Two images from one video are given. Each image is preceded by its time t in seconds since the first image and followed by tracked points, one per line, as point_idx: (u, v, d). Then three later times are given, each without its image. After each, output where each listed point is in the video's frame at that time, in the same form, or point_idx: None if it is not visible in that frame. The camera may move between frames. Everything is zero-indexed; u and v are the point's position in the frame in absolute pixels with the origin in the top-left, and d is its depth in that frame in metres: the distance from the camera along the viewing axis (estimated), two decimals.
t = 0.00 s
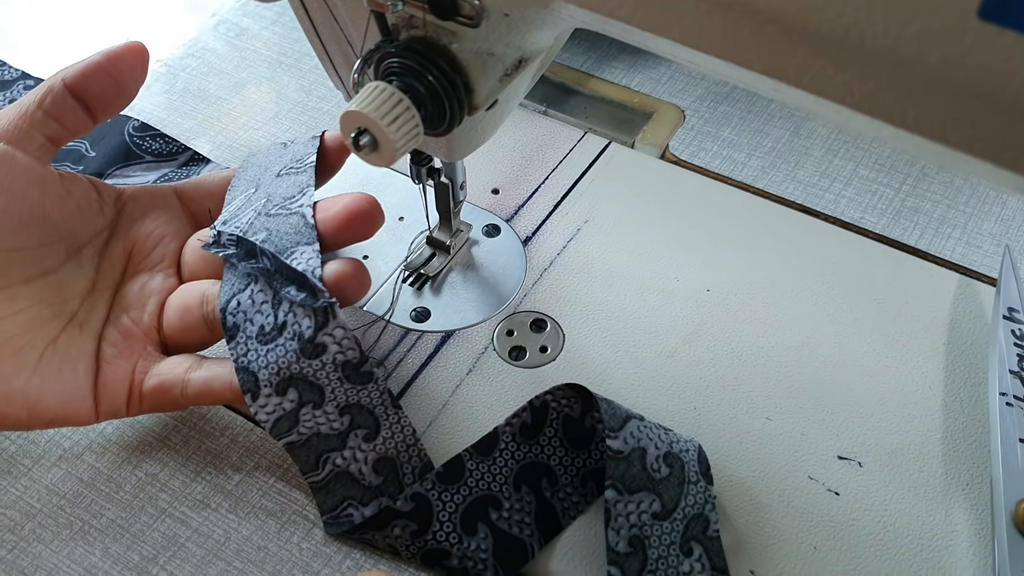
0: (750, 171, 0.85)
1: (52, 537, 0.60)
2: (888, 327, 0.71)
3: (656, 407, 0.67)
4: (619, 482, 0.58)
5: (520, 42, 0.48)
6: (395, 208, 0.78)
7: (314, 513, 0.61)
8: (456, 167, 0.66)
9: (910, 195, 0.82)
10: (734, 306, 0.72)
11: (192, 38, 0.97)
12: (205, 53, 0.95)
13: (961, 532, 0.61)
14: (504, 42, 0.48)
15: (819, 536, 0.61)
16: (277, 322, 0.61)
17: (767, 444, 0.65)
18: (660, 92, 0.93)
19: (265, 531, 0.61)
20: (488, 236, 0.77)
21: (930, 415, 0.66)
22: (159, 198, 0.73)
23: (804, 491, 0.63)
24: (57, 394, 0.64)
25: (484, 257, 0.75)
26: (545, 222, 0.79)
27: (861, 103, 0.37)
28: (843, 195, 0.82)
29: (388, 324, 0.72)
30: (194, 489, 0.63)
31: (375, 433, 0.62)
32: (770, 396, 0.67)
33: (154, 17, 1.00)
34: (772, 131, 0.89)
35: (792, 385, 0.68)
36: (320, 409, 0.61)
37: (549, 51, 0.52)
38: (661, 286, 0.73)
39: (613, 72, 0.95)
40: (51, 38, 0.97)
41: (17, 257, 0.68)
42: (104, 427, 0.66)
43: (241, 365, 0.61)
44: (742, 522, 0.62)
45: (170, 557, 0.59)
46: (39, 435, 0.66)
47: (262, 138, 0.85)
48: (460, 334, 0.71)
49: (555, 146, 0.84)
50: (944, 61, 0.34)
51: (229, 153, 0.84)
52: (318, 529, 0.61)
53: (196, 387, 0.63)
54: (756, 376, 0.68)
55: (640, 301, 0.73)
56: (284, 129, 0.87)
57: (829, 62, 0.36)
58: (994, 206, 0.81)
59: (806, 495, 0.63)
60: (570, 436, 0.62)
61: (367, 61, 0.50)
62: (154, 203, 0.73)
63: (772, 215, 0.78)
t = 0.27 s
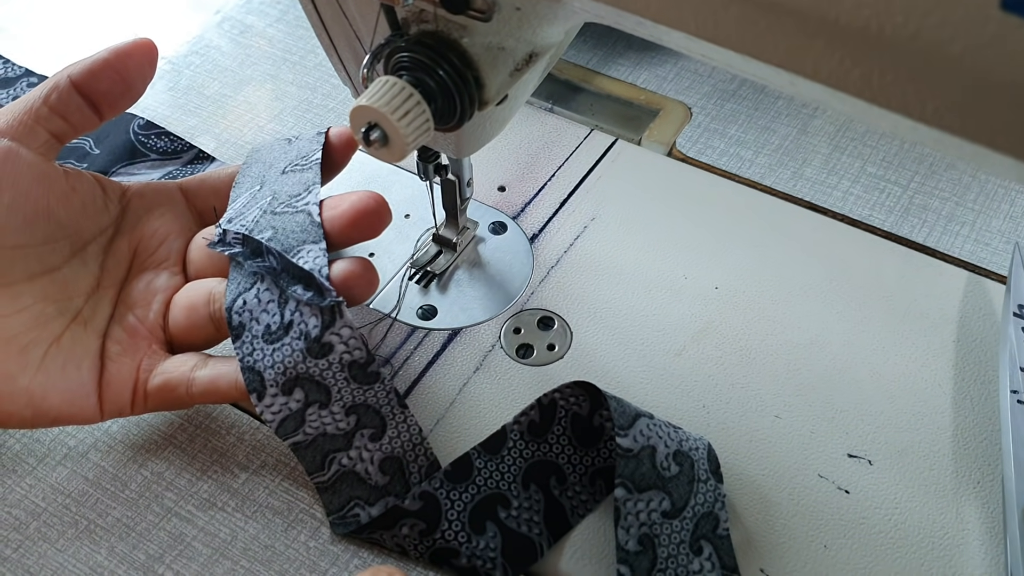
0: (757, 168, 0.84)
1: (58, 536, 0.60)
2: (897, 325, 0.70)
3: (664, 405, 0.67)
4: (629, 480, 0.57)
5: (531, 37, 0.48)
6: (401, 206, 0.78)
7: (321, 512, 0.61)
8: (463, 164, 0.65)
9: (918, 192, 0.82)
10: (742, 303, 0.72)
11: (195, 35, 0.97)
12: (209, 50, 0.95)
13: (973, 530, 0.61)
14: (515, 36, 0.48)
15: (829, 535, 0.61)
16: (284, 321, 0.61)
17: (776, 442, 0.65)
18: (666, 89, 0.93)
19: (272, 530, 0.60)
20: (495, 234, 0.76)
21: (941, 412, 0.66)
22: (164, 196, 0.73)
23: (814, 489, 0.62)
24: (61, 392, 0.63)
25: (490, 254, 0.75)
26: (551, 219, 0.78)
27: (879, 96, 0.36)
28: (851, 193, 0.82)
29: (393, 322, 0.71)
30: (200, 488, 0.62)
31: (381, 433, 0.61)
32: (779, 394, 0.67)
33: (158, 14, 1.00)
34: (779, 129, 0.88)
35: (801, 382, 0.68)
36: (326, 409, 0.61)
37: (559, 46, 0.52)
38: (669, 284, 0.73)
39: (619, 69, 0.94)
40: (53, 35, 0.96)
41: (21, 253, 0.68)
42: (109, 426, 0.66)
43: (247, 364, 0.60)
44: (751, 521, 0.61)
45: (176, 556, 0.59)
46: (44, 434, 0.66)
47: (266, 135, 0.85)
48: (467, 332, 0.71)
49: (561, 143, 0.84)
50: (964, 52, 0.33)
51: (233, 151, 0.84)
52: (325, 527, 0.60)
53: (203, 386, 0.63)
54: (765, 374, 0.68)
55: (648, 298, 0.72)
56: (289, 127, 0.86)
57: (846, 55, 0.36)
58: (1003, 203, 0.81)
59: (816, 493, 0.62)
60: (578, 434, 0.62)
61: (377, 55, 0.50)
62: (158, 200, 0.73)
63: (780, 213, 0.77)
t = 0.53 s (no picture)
0: (758, 164, 0.84)
1: (52, 535, 0.59)
2: (900, 321, 0.70)
3: (665, 402, 0.66)
4: (630, 478, 0.57)
5: (531, 28, 0.48)
6: (400, 202, 0.77)
7: (318, 511, 0.60)
8: (462, 159, 0.65)
9: (921, 188, 0.81)
10: (744, 300, 0.71)
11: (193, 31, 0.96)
12: (206, 46, 0.94)
13: (977, 529, 0.60)
14: (515, 28, 0.47)
15: (832, 533, 0.60)
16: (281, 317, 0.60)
17: (779, 440, 0.64)
18: (667, 84, 0.92)
19: (269, 529, 0.59)
20: (494, 230, 0.76)
21: (944, 410, 0.65)
22: (160, 189, 0.72)
23: (817, 488, 0.62)
24: (57, 390, 0.62)
25: (490, 251, 0.74)
26: (551, 215, 0.77)
27: (885, 86, 0.36)
28: (853, 188, 0.81)
29: (392, 319, 0.71)
30: (196, 487, 0.62)
31: (380, 430, 0.61)
32: (781, 391, 0.66)
33: (154, 9, 0.99)
34: (781, 124, 0.88)
35: (804, 380, 0.67)
36: (325, 406, 0.60)
37: (559, 38, 0.51)
38: (670, 280, 0.72)
39: (620, 64, 0.94)
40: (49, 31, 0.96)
41: (16, 250, 0.67)
42: (104, 423, 0.65)
43: (245, 362, 0.60)
44: (753, 519, 0.61)
45: (172, 555, 0.58)
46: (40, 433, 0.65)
47: (264, 131, 0.84)
48: (466, 329, 0.70)
49: (561, 139, 0.83)
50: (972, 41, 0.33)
51: (230, 147, 0.83)
52: (323, 526, 0.60)
53: (199, 382, 0.62)
54: (767, 371, 0.67)
55: (649, 295, 0.72)
56: (287, 122, 0.86)
57: (852, 44, 0.35)
58: (1006, 199, 0.80)
59: (818, 492, 0.62)
60: (578, 430, 0.61)
61: (374, 48, 0.49)
62: (155, 194, 0.72)
63: (781, 208, 0.77)
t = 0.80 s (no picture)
0: (758, 165, 0.83)
1: (46, 540, 0.59)
2: (901, 324, 0.69)
3: (664, 405, 0.65)
4: (629, 483, 0.56)
5: (529, 28, 0.47)
6: (397, 203, 0.76)
7: (314, 516, 0.60)
8: (460, 160, 0.64)
9: (922, 189, 0.81)
10: (744, 302, 0.71)
11: (190, 30, 0.96)
12: (202, 46, 0.94)
13: (979, 534, 0.60)
14: (512, 27, 0.47)
15: (832, 538, 0.59)
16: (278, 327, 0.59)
17: (779, 444, 0.63)
18: (667, 85, 0.91)
19: (264, 534, 0.59)
20: (492, 232, 0.75)
21: (945, 413, 0.65)
22: (147, 184, 0.71)
23: (818, 492, 0.61)
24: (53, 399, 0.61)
25: (488, 253, 0.74)
26: (550, 217, 0.77)
27: (888, 87, 0.35)
28: (854, 190, 0.81)
29: (390, 321, 0.70)
30: (190, 491, 0.61)
31: (379, 433, 0.60)
32: (782, 394, 0.66)
33: (151, 9, 0.98)
34: (781, 125, 0.87)
35: (804, 383, 0.66)
36: (325, 408, 0.60)
37: (557, 38, 0.51)
38: (670, 282, 0.72)
39: (619, 64, 0.93)
40: (45, 31, 0.95)
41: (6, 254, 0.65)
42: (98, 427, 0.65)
43: (243, 370, 0.58)
44: (753, 523, 0.60)
45: (167, 560, 0.58)
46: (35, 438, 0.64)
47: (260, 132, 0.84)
48: (464, 331, 0.70)
49: (560, 140, 0.82)
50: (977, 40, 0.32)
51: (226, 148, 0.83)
52: (319, 531, 0.59)
53: (203, 389, 0.62)
54: (767, 374, 0.67)
55: (648, 297, 0.71)
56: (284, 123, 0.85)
57: (854, 44, 0.35)
58: (1008, 201, 0.80)
59: (819, 496, 0.61)
60: (577, 433, 0.60)
61: (370, 48, 0.48)
62: (143, 190, 0.70)
63: (781, 210, 0.76)
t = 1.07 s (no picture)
0: (762, 169, 0.83)
1: (43, 550, 0.58)
2: (907, 330, 0.69)
3: (668, 413, 0.65)
4: (633, 493, 0.55)
5: (532, 34, 0.46)
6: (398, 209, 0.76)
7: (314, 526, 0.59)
8: (461, 165, 0.64)
9: (927, 194, 0.80)
10: (747, 309, 0.70)
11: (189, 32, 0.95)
12: (201, 49, 0.93)
13: (986, 544, 0.59)
14: (514, 34, 0.46)
15: (837, 547, 0.59)
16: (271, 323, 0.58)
17: (784, 451, 0.63)
18: (669, 88, 0.91)
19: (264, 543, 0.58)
20: (494, 237, 0.75)
21: (951, 421, 0.64)
22: (155, 193, 0.71)
23: (822, 501, 0.61)
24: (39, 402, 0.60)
25: (489, 258, 0.73)
26: (552, 221, 0.76)
27: (896, 96, 0.35)
28: (858, 194, 0.80)
29: (390, 328, 0.70)
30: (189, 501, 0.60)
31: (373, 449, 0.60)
32: (786, 401, 0.65)
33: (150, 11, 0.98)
34: (784, 129, 0.86)
35: (809, 390, 0.66)
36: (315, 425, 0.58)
37: (559, 45, 0.50)
38: (673, 288, 0.71)
39: (621, 67, 0.92)
40: (43, 33, 0.95)
41: None
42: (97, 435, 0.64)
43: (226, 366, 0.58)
44: (757, 532, 0.59)
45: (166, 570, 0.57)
46: (32, 446, 0.64)
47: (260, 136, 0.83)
48: (465, 338, 0.69)
49: (562, 144, 0.82)
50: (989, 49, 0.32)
51: (225, 152, 0.82)
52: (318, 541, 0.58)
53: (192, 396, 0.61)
54: (771, 381, 0.66)
55: (651, 303, 0.70)
56: (283, 127, 0.84)
57: (863, 52, 0.34)
58: (1014, 205, 0.79)
59: (824, 505, 0.61)
60: (579, 442, 0.60)
61: (371, 54, 0.48)
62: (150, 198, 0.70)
63: (785, 215, 0.75)
